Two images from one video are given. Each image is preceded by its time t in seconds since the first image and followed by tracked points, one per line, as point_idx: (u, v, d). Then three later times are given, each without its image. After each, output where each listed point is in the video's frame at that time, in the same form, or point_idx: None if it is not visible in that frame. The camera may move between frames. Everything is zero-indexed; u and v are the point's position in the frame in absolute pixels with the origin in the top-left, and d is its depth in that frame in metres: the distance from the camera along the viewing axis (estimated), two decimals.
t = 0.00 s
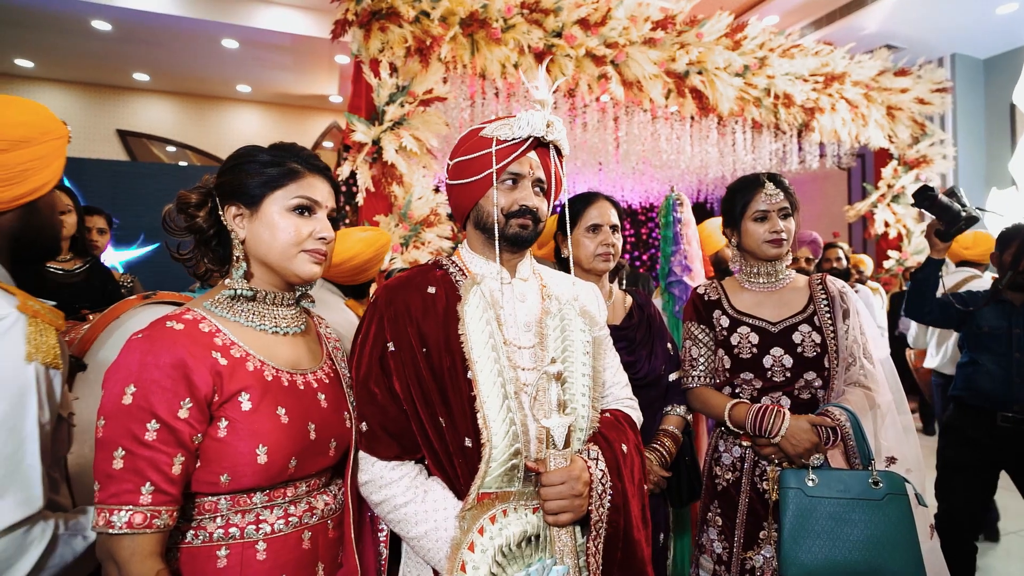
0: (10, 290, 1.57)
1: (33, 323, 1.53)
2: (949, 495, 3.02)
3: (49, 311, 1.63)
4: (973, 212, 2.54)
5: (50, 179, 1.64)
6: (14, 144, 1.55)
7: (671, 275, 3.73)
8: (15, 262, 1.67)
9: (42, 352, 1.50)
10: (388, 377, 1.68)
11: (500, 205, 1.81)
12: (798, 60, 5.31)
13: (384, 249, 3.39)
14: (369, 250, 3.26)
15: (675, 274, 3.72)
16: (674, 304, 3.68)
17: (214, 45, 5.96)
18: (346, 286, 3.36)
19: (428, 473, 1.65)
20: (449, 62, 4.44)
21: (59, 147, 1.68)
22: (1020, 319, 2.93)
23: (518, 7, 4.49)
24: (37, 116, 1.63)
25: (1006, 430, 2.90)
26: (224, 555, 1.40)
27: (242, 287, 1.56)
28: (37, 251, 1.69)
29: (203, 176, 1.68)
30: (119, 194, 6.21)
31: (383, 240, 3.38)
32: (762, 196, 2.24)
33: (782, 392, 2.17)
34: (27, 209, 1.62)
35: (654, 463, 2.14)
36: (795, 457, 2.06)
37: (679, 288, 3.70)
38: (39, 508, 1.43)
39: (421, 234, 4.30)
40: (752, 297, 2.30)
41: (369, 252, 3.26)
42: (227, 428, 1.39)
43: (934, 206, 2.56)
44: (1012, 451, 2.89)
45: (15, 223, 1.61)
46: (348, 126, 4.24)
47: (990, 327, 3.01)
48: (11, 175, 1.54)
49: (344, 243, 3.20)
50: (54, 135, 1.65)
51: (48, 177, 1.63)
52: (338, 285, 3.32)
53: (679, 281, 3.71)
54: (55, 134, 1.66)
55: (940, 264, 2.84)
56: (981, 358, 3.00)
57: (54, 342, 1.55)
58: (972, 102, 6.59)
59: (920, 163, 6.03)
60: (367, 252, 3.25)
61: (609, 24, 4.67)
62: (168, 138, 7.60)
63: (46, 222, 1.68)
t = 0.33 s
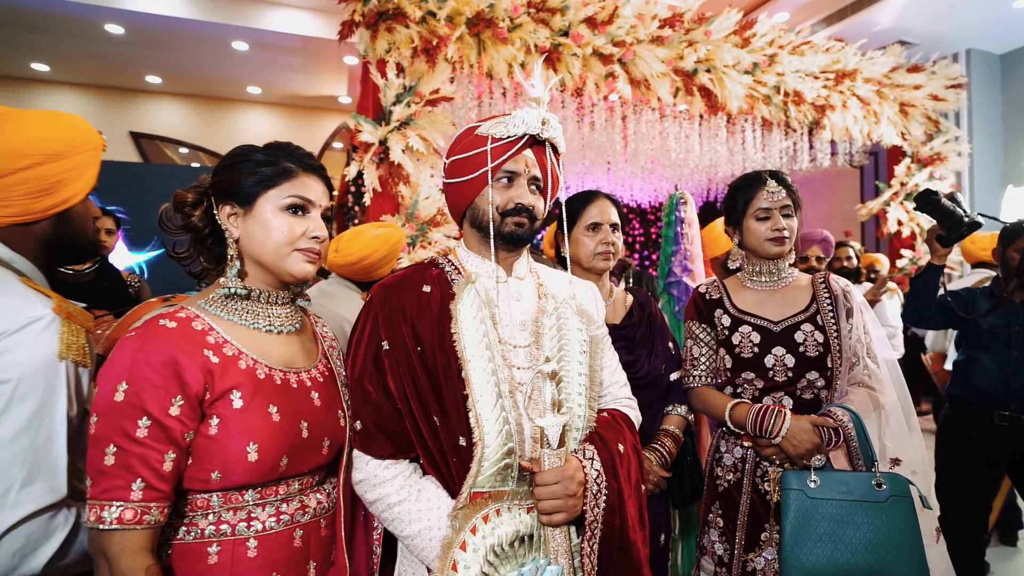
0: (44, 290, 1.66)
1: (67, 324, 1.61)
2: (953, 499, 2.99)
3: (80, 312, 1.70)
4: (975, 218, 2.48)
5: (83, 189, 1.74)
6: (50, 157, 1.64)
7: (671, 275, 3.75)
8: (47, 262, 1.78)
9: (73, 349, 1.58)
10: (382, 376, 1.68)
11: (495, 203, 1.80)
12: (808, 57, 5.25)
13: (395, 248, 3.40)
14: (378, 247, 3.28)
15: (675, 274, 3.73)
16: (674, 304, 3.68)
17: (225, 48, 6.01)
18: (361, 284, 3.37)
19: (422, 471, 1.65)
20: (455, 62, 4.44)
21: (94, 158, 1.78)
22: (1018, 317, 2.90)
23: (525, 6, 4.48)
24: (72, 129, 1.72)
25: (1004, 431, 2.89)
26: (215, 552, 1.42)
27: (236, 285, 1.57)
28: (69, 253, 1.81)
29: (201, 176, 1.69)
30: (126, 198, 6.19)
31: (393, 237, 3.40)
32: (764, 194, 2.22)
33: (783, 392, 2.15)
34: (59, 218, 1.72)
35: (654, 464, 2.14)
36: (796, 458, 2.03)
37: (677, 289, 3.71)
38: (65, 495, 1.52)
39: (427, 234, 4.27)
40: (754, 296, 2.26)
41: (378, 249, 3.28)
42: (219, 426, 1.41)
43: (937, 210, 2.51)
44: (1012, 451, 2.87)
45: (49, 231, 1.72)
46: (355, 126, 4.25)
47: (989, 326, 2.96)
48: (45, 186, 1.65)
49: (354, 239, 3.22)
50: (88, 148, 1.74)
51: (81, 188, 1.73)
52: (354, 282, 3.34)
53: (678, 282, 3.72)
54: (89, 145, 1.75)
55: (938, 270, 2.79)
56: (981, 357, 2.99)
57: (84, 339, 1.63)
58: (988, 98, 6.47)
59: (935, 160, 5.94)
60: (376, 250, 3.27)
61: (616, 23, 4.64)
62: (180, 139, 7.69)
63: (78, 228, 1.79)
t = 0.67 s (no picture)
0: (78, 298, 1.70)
1: (96, 330, 1.63)
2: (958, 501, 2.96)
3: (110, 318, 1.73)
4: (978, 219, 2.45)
5: (115, 200, 1.79)
6: (84, 172, 1.69)
7: (672, 273, 3.74)
8: (79, 271, 1.83)
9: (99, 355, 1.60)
10: (377, 375, 1.68)
11: (490, 202, 1.80)
12: (817, 54, 5.18)
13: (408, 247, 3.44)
14: (387, 247, 3.32)
15: (676, 272, 3.73)
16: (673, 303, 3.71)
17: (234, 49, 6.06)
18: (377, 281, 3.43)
19: (417, 470, 1.65)
20: (461, 62, 4.45)
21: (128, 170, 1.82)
22: (1020, 317, 2.87)
23: (531, 5, 4.46)
24: (107, 143, 1.76)
25: (1006, 431, 2.86)
26: (208, 548, 1.45)
27: (230, 284, 1.58)
28: (100, 260, 1.87)
29: (198, 176, 1.70)
30: (136, 198, 6.22)
31: (407, 235, 3.44)
32: (765, 192, 2.19)
33: (785, 393, 2.13)
34: (91, 228, 1.78)
35: (654, 464, 2.13)
36: (796, 459, 2.01)
37: (677, 287, 3.73)
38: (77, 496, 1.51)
39: (434, 233, 4.28)
40: (755, 295, 2.24)
41: (389, 248, 3.33)
42: (211, 424, 1.44)
43: (939, 210, 2.48)
44: (1014, 453, 2.84)
45: (82, 240, 1.78)
46: (362, 126, 4.26)
47: (989, 325, 2.93)
48: (77, 200, 1.70)
49: (366, 238, 3.29)
50: (122, 161, 1.78)
51: (113, 200, 1.78)
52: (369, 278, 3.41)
53: (678, 280, 3.73)
54: (121, 160, 1.78)
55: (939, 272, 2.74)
56: (982, 357, 2.97)
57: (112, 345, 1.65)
58: (1003, 94, 6.35)
59: (947, 158, 5.84)
60: (387, 249, 3.32)
61: (623, 21, 4.62)
62: (191, 141, 7.77)
63: (110, 237, 1.84)
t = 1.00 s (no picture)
0: (106, 305, 1.72)
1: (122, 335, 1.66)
2: (963, 503, 2.93)
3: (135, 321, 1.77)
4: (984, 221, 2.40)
5: (148, 212, 1.83)
6: (118, 185, 1.74)
7: (677, 269, 3.72)
8: (110, 276, 1.87)
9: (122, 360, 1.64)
10: (371, 374, 1.68)
11: (485, 201, 1.80)
12: (826, 52, 5.12)
13: (420, 247, 3.46)
14: (399, 246, 3.35)
15: (681, 269, 3.71)
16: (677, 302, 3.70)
17: (243, 51, 6.11)
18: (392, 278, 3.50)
19: (411, 470, 1.65)
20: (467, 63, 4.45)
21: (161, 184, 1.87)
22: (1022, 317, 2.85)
23: (536, 5, 4.45)
24: (142, 159, 1.81)
25: (1007, 431, 2.85)
26: (200, 546, 1.48)
27: (224, 285, 1.60)
28: (129, 267, 1.91)
29: (195, 177, 1.71)
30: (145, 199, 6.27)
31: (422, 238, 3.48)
32: (764, 191, 2.17)
33: (785, 393, 2.11)
34: (122, 238, 1.82)
35: (653, 465, 2.12)
36: (795, 461, 1.99)
37: (682, 285, 3.72)
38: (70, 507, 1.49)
39: (439, 233, 4.29)
40: (755, 295, 2.22)
41: (401, 246, 3.37)
42: (202, 422, 1.47)
43: (940, 209, 2.47)
44: (1015, 453, 2.83)
45: (113, 250, 1.82)
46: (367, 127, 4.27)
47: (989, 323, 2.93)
48: (110, 212, 1.75)
49: (377, 237, 3.36)
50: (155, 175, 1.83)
51: (145, 213, 1.82)
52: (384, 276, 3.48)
53: (682, 277, 3.71)
54: (152, 173, 1.83)
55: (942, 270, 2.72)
56: (984, 356, 2.95)
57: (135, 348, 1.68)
58: (1017, 90, 6.25)
59: (959, 156, 5.75)
60: (398, 248, 3.36)
61: (629, 20, 4.59)
62: (200, 142, 7.85)
63: (138, 246, 1.88)
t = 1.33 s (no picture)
0: (128, 305, 1.83)
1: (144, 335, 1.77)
2: (969, 504, 2.89)
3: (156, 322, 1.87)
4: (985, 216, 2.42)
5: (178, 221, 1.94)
6: (148, 199, 1.86)
7: (684, 267, 3.70)
8: (136, 280, 1.98)
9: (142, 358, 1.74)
10: (364, 373, 1.68)
11: (478, 201, 1.80)
12: (836, 49, 5.06)
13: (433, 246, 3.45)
14: (411, 246, 3.35)
15: (688, 266, 3.67)
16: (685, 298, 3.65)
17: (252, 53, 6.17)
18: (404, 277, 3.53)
19: (403, 469, 1.65)
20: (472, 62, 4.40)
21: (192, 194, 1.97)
22: None
23: (542, 4, 4.43)
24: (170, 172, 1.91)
25: (1013, 432, 2.81)
26: (192, 542, 1.51)
27: (218, 285, 1.63)
28: (154, 273, 2.03)
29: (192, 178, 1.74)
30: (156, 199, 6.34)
31: (434, 240, 3.46)
32: (763, 189, 2.15)
33: (784, 394, 2.08)
34: (148, 246, 1.93)
35: (650, 466, 2.10)
36: (792, 463, 1.97)
37: (689, 282, 3.68)
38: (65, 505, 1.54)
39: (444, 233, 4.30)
40: (755, 295, 2.20)
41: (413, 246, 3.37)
42: (194, 421, 1.50)
43: (943, 206, 2.43)
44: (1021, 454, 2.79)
45: (139, 258, 1.93)
46: (374, 127, 4.28)
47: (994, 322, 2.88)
48: (139, 223, 1.87)
49: (391, 237, 3.38)
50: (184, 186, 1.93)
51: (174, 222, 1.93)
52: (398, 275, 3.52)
53: (691, 274, 3.67)
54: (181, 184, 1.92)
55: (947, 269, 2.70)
56: (989, 356, 2.91)
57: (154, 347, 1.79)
58: None
59: (973, 154, 5.65)
60: (411, 248, 3.36)
61: (635, 19, 4.59)
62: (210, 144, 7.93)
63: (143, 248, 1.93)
